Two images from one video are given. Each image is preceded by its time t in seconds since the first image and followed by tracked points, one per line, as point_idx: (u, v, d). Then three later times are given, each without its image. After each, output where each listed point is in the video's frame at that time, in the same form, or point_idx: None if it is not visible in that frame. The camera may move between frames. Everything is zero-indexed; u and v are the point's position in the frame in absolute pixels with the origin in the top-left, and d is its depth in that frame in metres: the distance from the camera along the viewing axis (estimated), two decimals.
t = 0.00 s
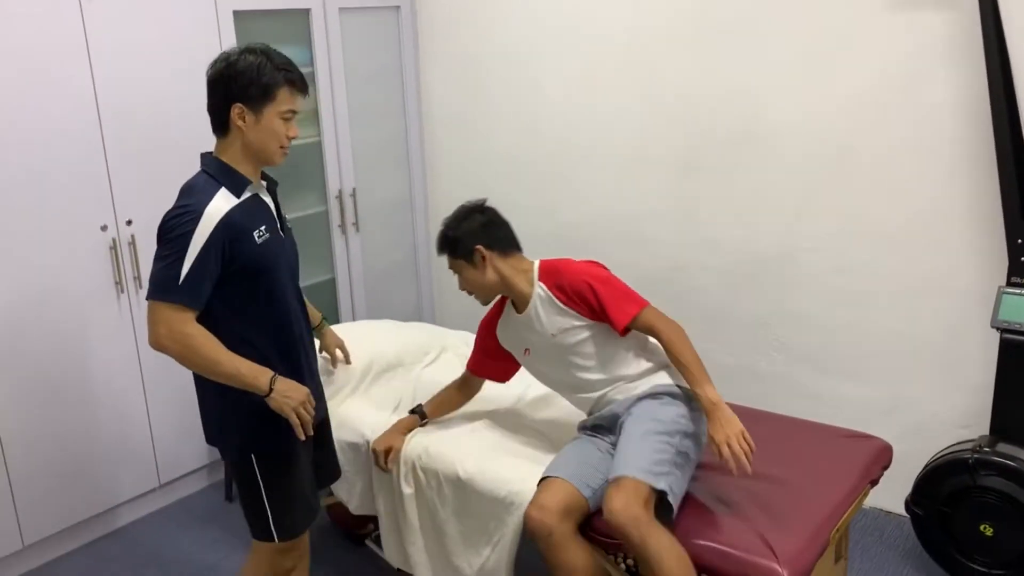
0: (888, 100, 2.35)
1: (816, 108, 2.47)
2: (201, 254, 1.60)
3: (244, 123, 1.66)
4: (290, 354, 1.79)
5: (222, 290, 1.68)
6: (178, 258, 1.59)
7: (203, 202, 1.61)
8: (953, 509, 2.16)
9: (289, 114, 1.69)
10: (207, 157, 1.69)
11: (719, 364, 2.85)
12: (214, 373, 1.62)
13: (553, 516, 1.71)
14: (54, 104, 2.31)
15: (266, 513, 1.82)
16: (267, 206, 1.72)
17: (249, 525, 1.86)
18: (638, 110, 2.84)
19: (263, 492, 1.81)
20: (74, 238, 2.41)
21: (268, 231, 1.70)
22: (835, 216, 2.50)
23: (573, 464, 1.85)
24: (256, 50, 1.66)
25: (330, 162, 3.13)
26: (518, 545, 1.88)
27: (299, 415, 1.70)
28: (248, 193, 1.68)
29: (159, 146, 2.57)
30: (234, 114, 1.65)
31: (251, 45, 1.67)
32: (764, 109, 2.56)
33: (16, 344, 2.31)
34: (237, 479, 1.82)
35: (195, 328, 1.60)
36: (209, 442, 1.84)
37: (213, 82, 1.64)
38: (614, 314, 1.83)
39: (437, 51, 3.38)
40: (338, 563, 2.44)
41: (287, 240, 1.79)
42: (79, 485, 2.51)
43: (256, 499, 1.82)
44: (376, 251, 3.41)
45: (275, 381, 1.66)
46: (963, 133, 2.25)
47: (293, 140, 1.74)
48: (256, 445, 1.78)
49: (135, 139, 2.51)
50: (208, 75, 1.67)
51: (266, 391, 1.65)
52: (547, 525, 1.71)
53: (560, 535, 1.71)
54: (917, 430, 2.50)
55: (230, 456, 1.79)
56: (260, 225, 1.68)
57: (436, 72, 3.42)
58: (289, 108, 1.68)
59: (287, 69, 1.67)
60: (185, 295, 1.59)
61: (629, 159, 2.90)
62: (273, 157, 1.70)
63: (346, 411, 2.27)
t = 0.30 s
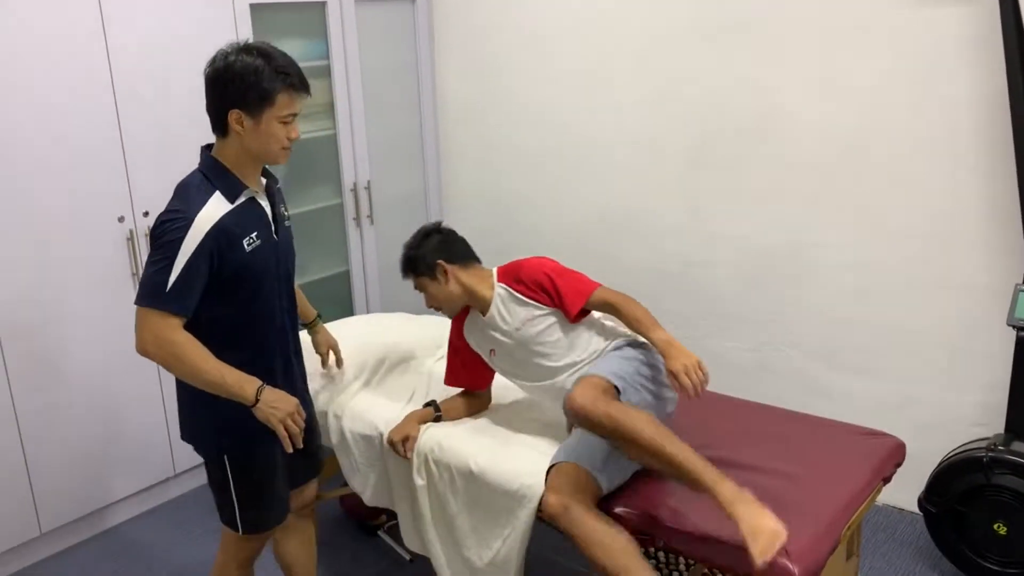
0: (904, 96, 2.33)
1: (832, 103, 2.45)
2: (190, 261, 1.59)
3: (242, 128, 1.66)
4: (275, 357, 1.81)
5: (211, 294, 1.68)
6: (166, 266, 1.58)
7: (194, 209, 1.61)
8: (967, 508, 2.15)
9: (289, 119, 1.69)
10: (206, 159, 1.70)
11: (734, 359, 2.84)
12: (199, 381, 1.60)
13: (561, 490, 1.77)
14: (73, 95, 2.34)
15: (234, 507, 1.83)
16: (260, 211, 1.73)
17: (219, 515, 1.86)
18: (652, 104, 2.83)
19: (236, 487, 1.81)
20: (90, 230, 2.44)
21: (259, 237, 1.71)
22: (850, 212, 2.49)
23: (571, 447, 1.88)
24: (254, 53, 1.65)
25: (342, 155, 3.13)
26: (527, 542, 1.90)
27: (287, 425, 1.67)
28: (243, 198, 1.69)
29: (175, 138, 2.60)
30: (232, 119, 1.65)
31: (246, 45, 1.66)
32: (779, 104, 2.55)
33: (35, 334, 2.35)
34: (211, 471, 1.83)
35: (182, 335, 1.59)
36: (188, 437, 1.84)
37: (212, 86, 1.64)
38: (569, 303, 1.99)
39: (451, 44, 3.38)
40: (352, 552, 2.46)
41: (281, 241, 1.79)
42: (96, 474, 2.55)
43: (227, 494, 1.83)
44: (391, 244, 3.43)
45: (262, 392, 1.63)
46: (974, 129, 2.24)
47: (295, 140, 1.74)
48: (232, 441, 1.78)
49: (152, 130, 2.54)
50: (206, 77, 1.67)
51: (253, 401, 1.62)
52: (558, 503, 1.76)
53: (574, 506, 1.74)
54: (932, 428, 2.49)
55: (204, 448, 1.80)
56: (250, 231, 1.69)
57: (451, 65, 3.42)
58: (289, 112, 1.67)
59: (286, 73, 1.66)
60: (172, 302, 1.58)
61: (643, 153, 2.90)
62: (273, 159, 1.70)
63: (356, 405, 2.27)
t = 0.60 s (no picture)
0: (920, 99, 2.32)
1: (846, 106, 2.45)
2: (187, 276, 1.59)
3: (244, 145, 1.66)
4: (269, 365, 1.83)
5: (206, 305, 1.69)
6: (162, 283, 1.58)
7: (191, 225, 1.61)
8: (981, 514, 2.13)
9: (292, 138, 1.68)
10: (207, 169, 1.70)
11: (746, 362, 2.84)
12: (189, 396, 1.61)
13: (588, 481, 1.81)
14: (91, 96, 2.36)
15: (222, 508, 1.84)
16: (259, 222, 1.74)
17: (207, 513, 1.87)
18: (667, 105, 2.82)
19: (226, 490, 1.82)
20: (106, 230, 2.46)
21: (256, 250, 1.72)
22: (864, 216, 2.48)
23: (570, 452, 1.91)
24: (259, 69, 1.63)
25: (359, 155, 3.16)
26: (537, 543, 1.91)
27: (275, 442, 1.69)
28: (242, 210, 1.71)
29: (192, 139, 2.62)
30: (235, 134, 1.65)
31: (254, 60, 1.64)
32: (794, 107, 2.54)
33: (52, 332, 2.39)
34: (200, 473, 1.83)
35: (176, 349, 1.60)
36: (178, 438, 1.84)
37: (214, 100, 1.63)
38: (554, 298, 2.10)
39: (466, 44, 3.38)
40: (363, 550, 2.48)
41: (278, 250, 1.81)
42: (111, 471, 2.59)
43: (216, 496, 1.84)
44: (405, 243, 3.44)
45: (252, 408, 1.65)
46: (990, 132, 2.22)
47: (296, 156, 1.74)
48: (222, 446, 1.79)
49: (168, 130, 2.56)
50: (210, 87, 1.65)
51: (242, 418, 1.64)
52: (588, 497, 1.78)
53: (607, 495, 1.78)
54: (945, 432, 2.47)
55: (196, 451, 1.80)
56: (246, 245, 1.70)
57: (465, 65, 3.42)
58: (292, 132, 1.66)
59: (292, 94, 1.64)
60: (167, 317, 1.59)
61: (657, 154, 2.89)
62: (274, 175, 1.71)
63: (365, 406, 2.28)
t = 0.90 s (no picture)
0: (932, 100, 2.31)
1: (858, 108, 2.44)
2: (193, 269, 1.60)
3: (250, 137, 1.67)
4: (280, 362, 1.82)
5: (213, 299, 1.71)
6: (169, 275, 1.58)
7: (197, 218, 1.62)
8: (994, 519, 2.11)
9: (296, 129, 1.69)
10: (213, 165, 1.71)
11: (756, 365, 2.83)
12: (197, 388, 1.62)
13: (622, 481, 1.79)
14: (105, 96, 2.38)
15: (242, 505, 1.85)
16: (267, 217, 1.75)
17: (227, 511, 1.89)
18: (679, 106, 2.82)
19: (245, 486, 1.83)
20: (118, 229, 2.47)
21: (263, 243, 1.73)
22: (876, 218, 2.47)
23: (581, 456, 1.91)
24: (263, 62, 1.65)
25: (369, 154, 3.16)
26: (553, 545, 1.91)
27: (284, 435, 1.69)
28: (249, 204, 1.71)
29: (205, 139, 2.64)
30: (240, 127, 1.66)
31: (256, 54, 1.66)
32: (806, 108, 2.54)
33: (63, 331, 2.40)
34: (219, 470, 1.85)
35: (185, 342, 1.60)
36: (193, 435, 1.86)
37: (220, 94, 1.64)
38: (570, 297, 2.22)
39: (477, 46, 3.39)
40: (373, 551, 2.48)
41: (286, 247, 1.81)
42: (122, 470, 2.59)
43: (235, 493, 1.85)
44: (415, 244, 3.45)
45: (261, 402, 1.66)
46: (1002, 132, 2.21)
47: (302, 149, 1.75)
48: (236, 442, 1.79)
49: (180, 130, 2.57)
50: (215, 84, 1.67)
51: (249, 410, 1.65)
52: (624, 496, 1.76)
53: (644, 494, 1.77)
54: (957, 436, 2.46)
55: (211, 448, 1.81)
56: (253, 238, 1.70)
57: (476, 66, 3.43)
58: (298, 122, 1.67)
59: (295, 84, 1.65)
60: (175, 309, 1.59)
61: (668, 156, 2.89)
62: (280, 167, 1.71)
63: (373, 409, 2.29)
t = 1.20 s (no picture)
0: (939, 99, 2.30)
1: (865, 108, 2.43)
2: (225, 253, 1.61)
3: (276, 122, 1.68)
4: (304, 351, 1.83)
5: (242, 284, 1.71)
6: (202, 258, 1.60)
7: (227, 203, 1.63)
8: (1001, 521, 2.11)
9: (321, 113, 1.70)
10: (240, 152, 1.72)
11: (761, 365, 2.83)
12: (229, 368, 1.62)
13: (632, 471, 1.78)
14: (113, 95, 2.38)
15: (266, 496, 1.85)
16: (294, 204, 1.75)
17: (249, 503, 1.88)
18: (685, 105, 2.82)
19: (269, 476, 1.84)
20: (124, 228, 2.47)
21: (291, 230, 1.73)
22: (883, 218, 2.46)
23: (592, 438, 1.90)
24: (288, 49, 1.67)
25: (375, 153, 3.16)
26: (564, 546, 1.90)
27: (314, 415, 1.69)
28: (277, 191, 1.71)
29: (211, 138, 2.64)
30: (266, 112, 1.67)
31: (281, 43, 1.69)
32: (813, 108, 2.53)
33: (71, 329, 2.40)
34: (243, 460, 1.85)
35: (219, 323, 1.62)
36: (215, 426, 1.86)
37: (247, 79, 1.66)
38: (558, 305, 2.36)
39: (482, 45, 3.39)
40: (378, 550, 2.48)
41: (312, 235, 1.82)
42: (128, 468, 2.59)
43: (259, 483, 1.85)
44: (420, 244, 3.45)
45: (292, 381, 1.66)
46: (1007, 131, 2.21)
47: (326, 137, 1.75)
48: (261, 431, 1.80)
49: (187, 129, 2.57)
50: (242, 71, 1.69)
51: (279, 388, 1.64)
52: (634, 488, 1.74)
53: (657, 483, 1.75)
54: (963, 437, 2.45)
55: (234, 438, 1.82)
56: (281, 224, 1.70)
57: (481, 65, 3.43)
58: (322, 106, 1.69)
59: (319, 68, 1.67)
60: (208, 291, 1.60)
61: (673, 155, 2.89)
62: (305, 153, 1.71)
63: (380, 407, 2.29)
